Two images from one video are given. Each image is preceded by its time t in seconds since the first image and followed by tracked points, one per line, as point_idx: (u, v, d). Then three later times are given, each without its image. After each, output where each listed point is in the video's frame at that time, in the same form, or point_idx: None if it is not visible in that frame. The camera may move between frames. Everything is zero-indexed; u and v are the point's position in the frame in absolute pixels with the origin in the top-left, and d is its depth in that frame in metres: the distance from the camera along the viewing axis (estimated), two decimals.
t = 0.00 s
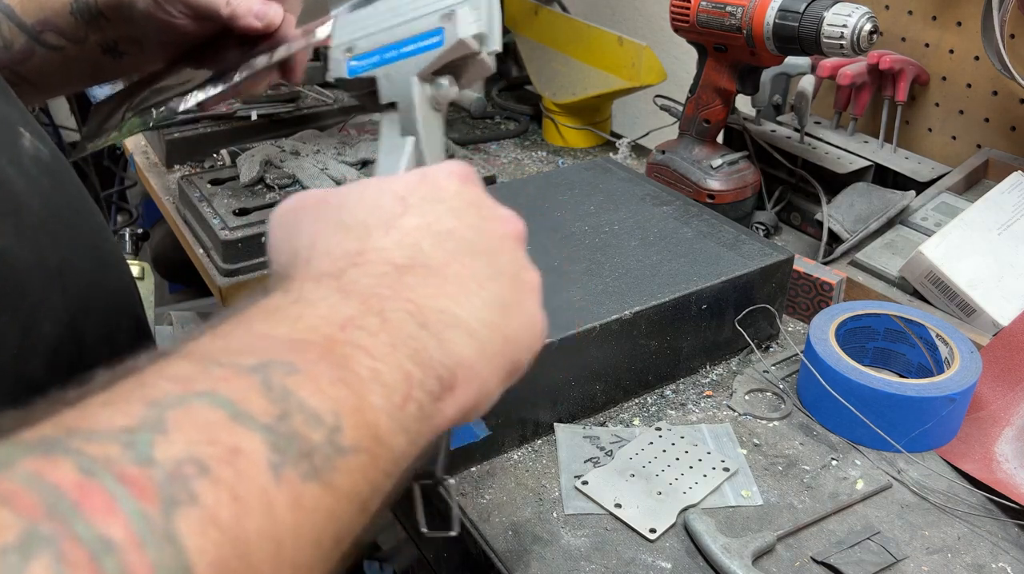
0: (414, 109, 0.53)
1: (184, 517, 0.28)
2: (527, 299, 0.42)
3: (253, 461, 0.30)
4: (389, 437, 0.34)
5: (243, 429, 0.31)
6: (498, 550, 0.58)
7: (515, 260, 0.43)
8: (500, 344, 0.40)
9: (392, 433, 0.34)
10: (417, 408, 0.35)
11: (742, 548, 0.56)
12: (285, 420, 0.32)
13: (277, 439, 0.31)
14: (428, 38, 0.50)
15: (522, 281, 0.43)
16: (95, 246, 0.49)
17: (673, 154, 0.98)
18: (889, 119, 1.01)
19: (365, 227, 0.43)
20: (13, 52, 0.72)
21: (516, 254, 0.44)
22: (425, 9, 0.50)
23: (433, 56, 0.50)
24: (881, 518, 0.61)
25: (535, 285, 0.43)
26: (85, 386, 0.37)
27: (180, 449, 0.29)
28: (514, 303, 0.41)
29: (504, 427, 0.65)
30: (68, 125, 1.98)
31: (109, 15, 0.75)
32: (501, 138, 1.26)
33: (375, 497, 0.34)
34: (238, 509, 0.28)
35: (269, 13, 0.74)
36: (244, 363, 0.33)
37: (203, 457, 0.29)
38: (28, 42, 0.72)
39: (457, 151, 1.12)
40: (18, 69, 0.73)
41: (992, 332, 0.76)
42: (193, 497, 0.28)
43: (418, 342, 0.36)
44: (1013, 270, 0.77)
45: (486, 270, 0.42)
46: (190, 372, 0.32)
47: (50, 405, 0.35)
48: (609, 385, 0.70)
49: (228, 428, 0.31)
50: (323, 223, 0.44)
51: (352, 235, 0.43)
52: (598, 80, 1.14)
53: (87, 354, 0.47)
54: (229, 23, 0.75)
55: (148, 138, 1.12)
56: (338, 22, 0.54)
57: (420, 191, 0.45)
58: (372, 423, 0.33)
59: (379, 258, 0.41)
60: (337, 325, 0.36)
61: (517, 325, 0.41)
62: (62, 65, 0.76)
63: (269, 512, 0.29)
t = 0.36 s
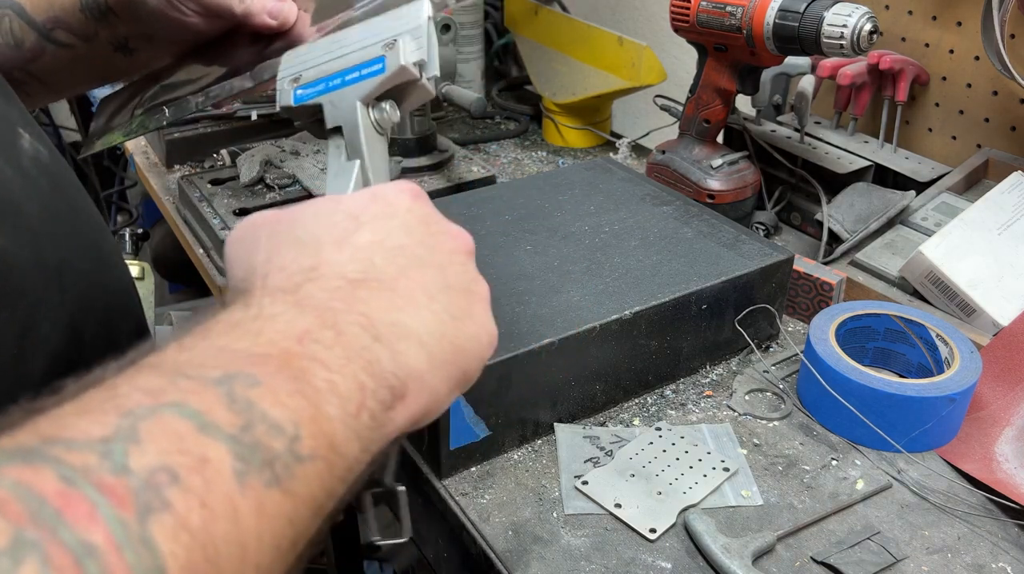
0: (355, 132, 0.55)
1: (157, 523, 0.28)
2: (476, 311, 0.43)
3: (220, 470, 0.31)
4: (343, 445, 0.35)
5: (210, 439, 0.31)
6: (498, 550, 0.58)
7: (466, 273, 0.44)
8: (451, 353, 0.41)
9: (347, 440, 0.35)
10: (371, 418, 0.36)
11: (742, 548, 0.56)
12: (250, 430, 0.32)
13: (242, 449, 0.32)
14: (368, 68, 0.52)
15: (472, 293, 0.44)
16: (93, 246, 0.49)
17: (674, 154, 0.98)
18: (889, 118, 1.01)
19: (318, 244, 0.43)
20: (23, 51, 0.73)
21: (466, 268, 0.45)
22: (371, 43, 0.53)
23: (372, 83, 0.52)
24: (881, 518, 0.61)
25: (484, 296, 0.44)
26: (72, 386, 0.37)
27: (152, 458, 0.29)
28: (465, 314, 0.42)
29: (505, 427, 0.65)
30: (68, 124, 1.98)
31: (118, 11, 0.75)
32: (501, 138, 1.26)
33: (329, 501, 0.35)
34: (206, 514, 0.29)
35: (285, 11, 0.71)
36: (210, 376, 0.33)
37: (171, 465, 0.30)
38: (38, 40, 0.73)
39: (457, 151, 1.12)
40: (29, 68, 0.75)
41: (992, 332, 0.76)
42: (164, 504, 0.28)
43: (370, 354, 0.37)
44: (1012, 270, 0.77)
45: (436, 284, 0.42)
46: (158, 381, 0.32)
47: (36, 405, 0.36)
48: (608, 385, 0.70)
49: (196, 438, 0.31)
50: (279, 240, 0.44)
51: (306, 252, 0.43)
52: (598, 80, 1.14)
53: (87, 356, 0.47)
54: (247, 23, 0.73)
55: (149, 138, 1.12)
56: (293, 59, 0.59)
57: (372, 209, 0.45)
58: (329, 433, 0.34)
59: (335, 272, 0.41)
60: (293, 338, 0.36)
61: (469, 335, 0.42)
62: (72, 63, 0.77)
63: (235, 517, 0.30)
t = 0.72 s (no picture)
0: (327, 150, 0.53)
1: (126, 522, 0.28)
2: (439, 319, 0.43)
3: (187, 468, 0.31)
4: (309, 443, 0.35)
5: (177, 439, 0.32)
6: (498, 550, 0.58)
7: (428, 281, 0.44)
8: (413, 356, 0.40)
9: (313, 438, 0.35)
10: (333, 417, 0.36)
11: (742, 548, 0.56)
12: (214, 430, 0.33)
13: (208, 448, 0.32)
14: (337, 86, 0.51)
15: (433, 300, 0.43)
16: (91, 246, 0.50)
17: (673, 154, 0.98)
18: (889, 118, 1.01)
19: (280, 250, 0.43)
20: (35, 51, 0.71)
21: (430, 276, 0.44)
22: (340, 60, 0.52)
23: (341, 100, 0.51)
24: (881, 518, 0.61)
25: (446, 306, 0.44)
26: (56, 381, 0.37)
27: (121, 459, 0.30)
28: (429, 320, 0.42)
29: (504, 427, 0.65)
30: (68, 125, 1.98)
31: (133, 8, 0.73)
32: (501, 138, 1.26)
33: (295, 500, 0.36)
34: (174, 513, 0.30)
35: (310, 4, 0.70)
36: (174, 376, 0.33)
37: (139, 466, 0.30)
38: (51, 40, 0.71)
39: (457, 152, 1.12)
40: (41, 69, 0.72)
41: (992, 333, 0.76)
42: (134, 504, 0.29)
43: (335, 354, 0.37)
44: (1013, 270, 0.77)
45: (399, 288, 0.42)
46: (123, 383, 0.32)
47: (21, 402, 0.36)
48: (608, 385, 0.70)
49: (162, 438, 0.31)
50: (245, 244, 0.44)
51: (268, 257, 0.43)
52: (598, 80, 1.14)
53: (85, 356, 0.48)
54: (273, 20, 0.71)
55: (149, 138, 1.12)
56: (267, 77, 0.58)
57: (336, 216, 0.45)
58: (294, 431, 0.34)
59: (296, 274, 0.41)
60: (257, 338, 0.36)
61: (432, 339, 0.42)
62: (84, 64, 0.75)
63: (202, 514, 0.30)
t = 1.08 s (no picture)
0: (316, 164, 0.53)
1: (131, 539, 0.29)
2: (426, 334, 0.44)
3: (187, 487, 0.32)
4: (299, 461, 0.36)
5: (178, 459, 0.33)
6: (498, 550, 0.58)
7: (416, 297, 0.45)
8: (399, 373, 0.42)
9: (303, 457, 0.36)
10: (321, 435, 0.37)
11: (742, 548, 0.56)
12: (212, 449, 0.33)
13: (207, 466, 0.33)
14: (331, 103, 0.52)
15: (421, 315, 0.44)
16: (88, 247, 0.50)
17: (673, 154, 0.98)
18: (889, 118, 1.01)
19: (273, 269, 0.43)
20: (54, 52, 0.73)
21: (418, 293, 0.45)
22: (336, 80, 0.53)
23: (334, 117, 0.52)
24: (881, 518, 0.61)
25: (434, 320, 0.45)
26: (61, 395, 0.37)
27: (127, 476, 0.31)
28: (415, 337, 0.43)
29: (504, 427, 0.65)
30: (68, 125, 1.99)
31: (150, 9, 0.75)
32: (501, 138, 1.26)
33: (284, 514, 0.36)
34: (175, 530, 0.31)
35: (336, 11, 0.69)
36: (175, 397, 0.34)
37: (143, 484, 0.31)
38: (70, 41, 0.74)
39: (457, 152, 1.12)
40: (60, 69, 0.75)
41: (992, 333, 0.76)
42: (139, 521, 0.30)
43: (322, 373, 0.38)
44: (1013, 270, 0.77)
45: (388, 307, 0.43)
46: (126, 403, 0.33)
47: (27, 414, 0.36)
48: (609, 385, 0.70)
49: (165, 458, 0.32)
50: (238, 265, 0.44)
51: (261, 276, 0.43)
52: (598, 80, 1.14)
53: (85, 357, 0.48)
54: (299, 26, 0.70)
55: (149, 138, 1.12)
56: (263, 93, 0.58)
57: (327, 235, 0.45)
58: (283, 448, 0.35)
59: (289, 294, 0.41)
60: (250, 360, 0.37)
61: (419, 356, 0.43)
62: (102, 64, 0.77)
63: (200, 532, 0.31)
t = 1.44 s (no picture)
0: (314, 185, 0.53)
1: (144, 543, 0.30)
2: (414, 350, 0.44)
3: (196, 492, 0.33)
4: (300, 467, 0.37)
5: (187, 464, 0.33)
6: (498, 550, 0.58)
7: (406, 314, 0.45)
8: (392, 385, 0.42)
9: (302, 463, 0.37)
10: (321, 442, 0.38)
11: (742, 548, 0.56)
12: (218, 456, 0.34)
13: (213, 472, 0.34)
14: (327, 124, 0.52)
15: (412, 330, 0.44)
16: (94, 247, 0.51)
17: (673, 154, 0.98)
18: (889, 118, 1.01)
19: (270, 282, 0.43)
20: (83, 53, 0.75)
21: (408, 310, 0.45)
22: (331, 101, 0.53)
23: (329, 139, 0.52)
24: (881, 518, 0.61)
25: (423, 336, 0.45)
26: (66, 405, 0.38)
27: (139, 482, 0.31)
28: (409, 350, 0.43)
29: (504, 427, 0.65)
30: (69, 125, 1.99)
31: (186, 11, 0.76)
32: (501, 138, 1.26)
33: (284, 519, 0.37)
34: (185, 535, 0.31)
35: (376, 16, 0.66)
36: (182, 404, 0.35)
37: (154, 489, 0.32)
38: (101, 41, 0.76)
39: (457, 151, 1.11)
40: (90, 68, 0.77)
41: (992, 332, 0.76)
42: (151, 525, 0.31)
43: (322, 382, 0.39)
44: (1013, 270, 0.77)
45: (380, 320, 0.43)
46: (135, 409, 0.34)
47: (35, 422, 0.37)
48: (609, 385, 0.70)
49: (175, 464, 0.33)
50: (236, 276, 0.44)
51: (260, 288, 0.43)
52: (598, 79, 1.14)
53: (89, 357, 0.49)
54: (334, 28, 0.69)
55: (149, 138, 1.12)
56: (261, 110, 0.58)
57: (323, 250, 0.45)
58: (285, 455, 0.36)
59: (288, 305, 0.42)
60: (253, 367, 0.38)
61: (410, 370, 0.43)
62: (133, 64, 0.79)
63: (208, 536, 0.32)
